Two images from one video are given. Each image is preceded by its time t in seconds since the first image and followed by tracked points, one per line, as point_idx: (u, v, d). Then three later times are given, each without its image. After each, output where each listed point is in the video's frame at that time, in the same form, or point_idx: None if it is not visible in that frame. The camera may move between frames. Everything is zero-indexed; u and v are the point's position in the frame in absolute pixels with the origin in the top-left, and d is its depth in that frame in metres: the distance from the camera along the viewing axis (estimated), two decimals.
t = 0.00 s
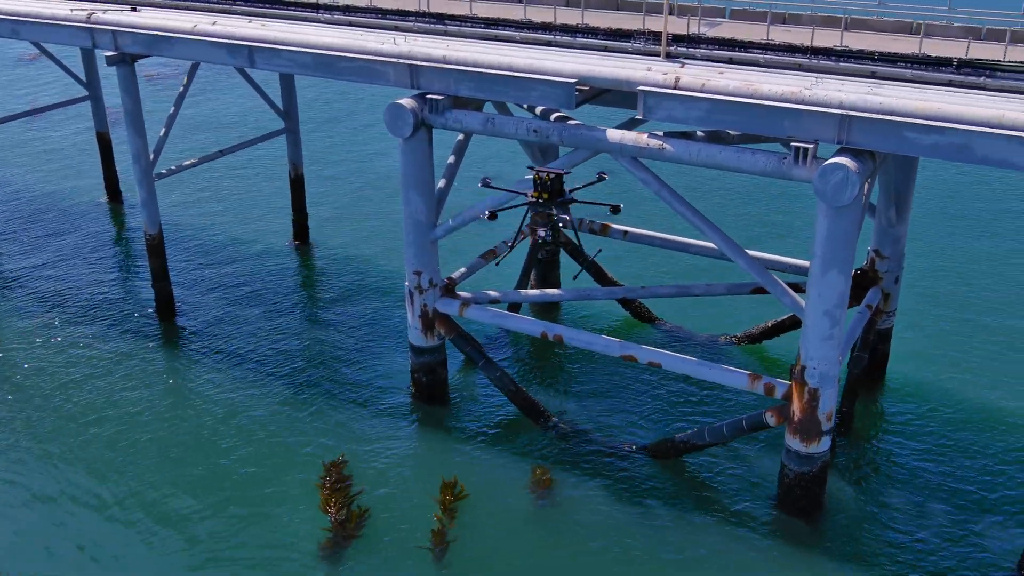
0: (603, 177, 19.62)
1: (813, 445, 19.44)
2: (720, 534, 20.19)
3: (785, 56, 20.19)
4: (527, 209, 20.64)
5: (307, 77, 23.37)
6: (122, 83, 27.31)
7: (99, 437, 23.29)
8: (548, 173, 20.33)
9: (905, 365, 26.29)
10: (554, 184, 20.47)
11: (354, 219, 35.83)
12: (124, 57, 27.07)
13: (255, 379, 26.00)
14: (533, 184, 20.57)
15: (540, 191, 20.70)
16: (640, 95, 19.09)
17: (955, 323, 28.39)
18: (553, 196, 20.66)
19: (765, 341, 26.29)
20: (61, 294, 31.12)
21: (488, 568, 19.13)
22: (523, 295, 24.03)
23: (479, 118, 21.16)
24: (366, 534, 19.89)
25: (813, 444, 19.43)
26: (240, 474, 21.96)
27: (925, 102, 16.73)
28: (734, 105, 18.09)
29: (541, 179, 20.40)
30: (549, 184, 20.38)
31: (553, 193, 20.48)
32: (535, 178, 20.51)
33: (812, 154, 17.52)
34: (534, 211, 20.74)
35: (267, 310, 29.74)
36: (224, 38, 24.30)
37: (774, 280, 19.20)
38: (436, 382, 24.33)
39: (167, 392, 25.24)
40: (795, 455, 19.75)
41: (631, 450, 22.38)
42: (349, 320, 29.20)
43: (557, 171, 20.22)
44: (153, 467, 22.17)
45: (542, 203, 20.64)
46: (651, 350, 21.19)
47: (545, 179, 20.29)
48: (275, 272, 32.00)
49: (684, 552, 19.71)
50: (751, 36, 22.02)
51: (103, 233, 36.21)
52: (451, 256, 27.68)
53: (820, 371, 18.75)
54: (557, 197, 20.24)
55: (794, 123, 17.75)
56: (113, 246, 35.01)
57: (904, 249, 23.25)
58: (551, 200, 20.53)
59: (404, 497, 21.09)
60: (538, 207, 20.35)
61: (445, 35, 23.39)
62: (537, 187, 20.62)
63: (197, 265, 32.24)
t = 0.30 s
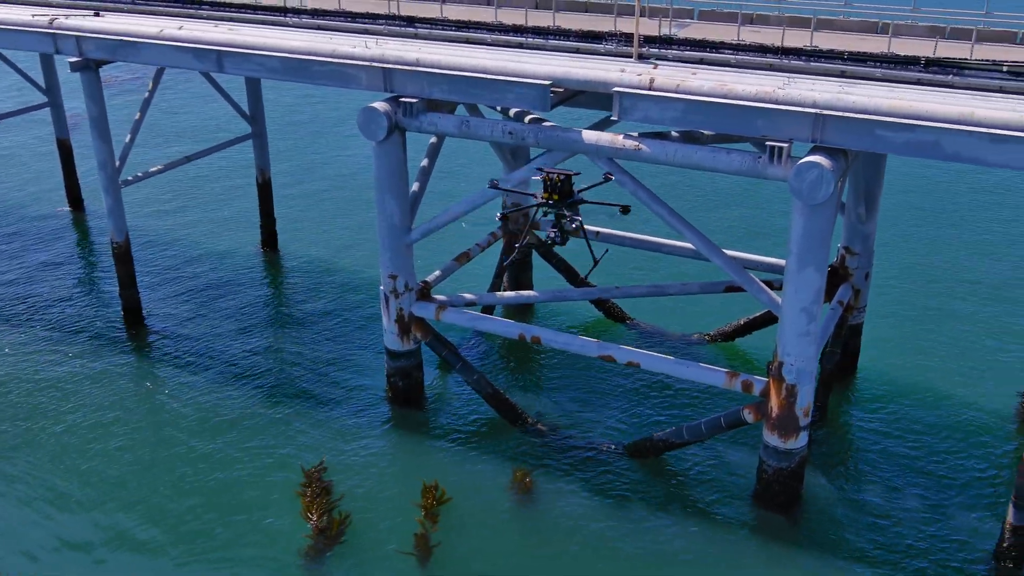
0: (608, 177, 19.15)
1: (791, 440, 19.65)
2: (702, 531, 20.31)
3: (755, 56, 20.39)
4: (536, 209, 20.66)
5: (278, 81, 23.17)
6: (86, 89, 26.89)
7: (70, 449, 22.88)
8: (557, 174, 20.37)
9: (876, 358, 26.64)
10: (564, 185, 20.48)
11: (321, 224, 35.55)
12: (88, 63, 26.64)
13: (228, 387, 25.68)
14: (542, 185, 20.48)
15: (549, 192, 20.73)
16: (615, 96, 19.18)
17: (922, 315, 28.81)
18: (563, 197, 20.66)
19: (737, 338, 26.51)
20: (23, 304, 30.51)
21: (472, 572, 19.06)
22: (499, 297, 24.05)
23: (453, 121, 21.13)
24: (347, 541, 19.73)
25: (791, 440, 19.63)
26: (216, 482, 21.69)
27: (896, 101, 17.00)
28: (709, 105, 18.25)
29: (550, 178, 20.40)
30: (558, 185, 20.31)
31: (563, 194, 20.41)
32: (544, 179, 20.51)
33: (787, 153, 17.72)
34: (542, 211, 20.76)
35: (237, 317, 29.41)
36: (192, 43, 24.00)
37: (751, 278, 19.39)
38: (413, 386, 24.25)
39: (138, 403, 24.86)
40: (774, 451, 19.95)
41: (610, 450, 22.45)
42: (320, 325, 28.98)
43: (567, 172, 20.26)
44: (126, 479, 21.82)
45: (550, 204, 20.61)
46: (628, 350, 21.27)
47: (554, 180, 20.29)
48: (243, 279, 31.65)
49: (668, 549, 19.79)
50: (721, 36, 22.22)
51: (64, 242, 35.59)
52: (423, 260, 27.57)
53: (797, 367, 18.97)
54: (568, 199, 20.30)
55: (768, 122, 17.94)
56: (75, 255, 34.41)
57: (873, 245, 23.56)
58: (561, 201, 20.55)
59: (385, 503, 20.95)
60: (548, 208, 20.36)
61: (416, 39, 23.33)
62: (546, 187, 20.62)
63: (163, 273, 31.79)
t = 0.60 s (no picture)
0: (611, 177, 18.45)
1: (770, 437, 19.85)
2: (685, 530, 20.40)
3: (727, 57, 20.57)
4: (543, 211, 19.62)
5: (248, 87, 22.94)
6: (50, 96, 26.41)
7: (41, 463, 22.44)
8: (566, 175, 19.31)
9: (847, 353, 26.97)
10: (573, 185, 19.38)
11: (289, 231, 35.24)
12: (52, 69, 26.16)
13: (201, 396, 25.35)
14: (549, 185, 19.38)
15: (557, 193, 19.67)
16: (591, 98, 19.23)
17: (891, 309, 29.19)
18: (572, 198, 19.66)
19: (711, 337, 26.70)
20: None
21: None
22: (475, 301, 24.00)
23: (429, 125, 21.08)
24: (330, 549, 19.55)
25: (770, 437, 19.83)
26: (194, 492, 21.40)
27: (868, 101, 17.28)
28: (685, 106, 18.38)
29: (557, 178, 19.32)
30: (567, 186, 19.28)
31: (571, 195, 19.39)
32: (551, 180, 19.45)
33: (763, 153, 17.91)
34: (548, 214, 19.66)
35: (207, 325, 29.04)
36: (159, 48, 23.67)
37: (727, 278, 19.58)
38: (390, 392, 24.14)
39: (109, 414, 24.44)
40: (752, 448, 20.14)
41: (590, 450, 22.50)
42: (292, 332, 28.71)
43: (575, 173, 19.31)
44: (101, 493, 21.44)
45: (559, 205, 19.48)
46: (607, 350, 21.34)
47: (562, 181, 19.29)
48: (212, 287, 31.27)
49: (651, 549, 19.88)
50: (692, 37, 22.38)
51: (26, 252, 34.90)
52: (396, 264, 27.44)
53: (775, 364, 19.15)
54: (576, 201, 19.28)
55: (743, 122, 18.11)
56: (38, 265, 33.77)
57: (844, 243, 23.89)
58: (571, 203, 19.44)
59: (367, 510, 20.81)
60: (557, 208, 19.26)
61: (387, 42, 23.23)
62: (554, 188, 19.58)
63: (130, 283, 31.31)
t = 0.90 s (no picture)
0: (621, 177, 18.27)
1: (750, 435, 20.03)
2: (667, 529, 20.52)
3: (700, 59, 20.72)
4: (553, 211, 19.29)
5: (219, 92, 22.69)
6: (13, 104, 25.92)
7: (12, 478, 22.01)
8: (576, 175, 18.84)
9: (819, 349, 27.30)
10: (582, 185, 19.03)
11: (257, 237, 34.92)
12: (16, 76, 25.67)
13: (174, 406, 25.02)
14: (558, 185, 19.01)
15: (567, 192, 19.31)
16: (567, 100, 19.25)
17: (860, 305, 29.58)
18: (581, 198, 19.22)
19: (685, 337, 26.87)
20: None
21: None
22: (451, 304, 23.92)
23: (404, 128, 20.99)
24: (313, 559, 19.41)
25: (749, 434, 20.02)
26: (171, 504, 21.12)
27: (842, 100, 17.47)
28: (661, 108, 18.50)
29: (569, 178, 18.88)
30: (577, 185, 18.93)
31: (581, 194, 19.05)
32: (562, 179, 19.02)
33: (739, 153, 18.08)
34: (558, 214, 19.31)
35: (177, 334, 28.67)
36: (127, 54, 23.32)
37: (705, 278, 19.76)
38: (367, 397, 24.02)
39: (81, 427, 24.03)
40: (732, 446, 20.31)
41: (569, 452, 22.55)
42: (265, 339, 28.43)
43: (586, 173, 18.83)
44: (75, 508, 21.08)
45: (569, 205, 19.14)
46: (585, 352, 21.38)
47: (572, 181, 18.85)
48: (181, 295, 30.88)
49: (634, 548, 19.99)
50: (664, 39, 22.51)
51: None
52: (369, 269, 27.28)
53: (754, 362, 19.30)
54: (587, 201, 18.90)
55: (720, 123, 18.26)
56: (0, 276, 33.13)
57: (815, 241, 24.20)
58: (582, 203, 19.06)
59: (348, 518, 20.68)
60: (567, 210, 18.86)
61: (359, 46, 23.11)
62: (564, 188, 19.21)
63: (97, 293, 30.82)
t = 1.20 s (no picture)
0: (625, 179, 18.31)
1: (729, 433, 20.17)
2: (649, 530, 20.61)
3: (673, 61, 20.83)
4: (561, 214, 19.21)
5: (190, 98, 22.38)
6: None
7: None
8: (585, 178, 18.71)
9: (792, 347, 27.57)
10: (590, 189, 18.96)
11: (224, 246, 34.54)
12: None
13: (147, 417, 24.65)
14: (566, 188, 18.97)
15: (574, 195, 19.22)
16: (544, 104, 19.25)
17: (830, 303, 29.92)
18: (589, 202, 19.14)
19: (659, 338, 27.02)
20: None
21: None
22: (427, 310, 23.81)
23: (379, 133, 20.89)
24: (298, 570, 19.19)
25: (728, 433, 20.16)
26: (149, 519, 20.80)
27: (816, 101, 17.68)
28: (638, 111, 18.60)
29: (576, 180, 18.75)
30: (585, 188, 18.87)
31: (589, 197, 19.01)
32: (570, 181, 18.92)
33: (716, 155, 18.24)
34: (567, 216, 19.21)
35: (147, 345, 28.25)
36: (94, 61, 22.91)
37: (684, 280, 19.93)
38: (344, 404, 23.85)
39: (51, 442, 23.56)
40: (711, 445, 20.44)
41: (549, 455, 22.58)
42: (236, 347, 28.10)
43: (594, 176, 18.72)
44: (50, 526, 20.66)
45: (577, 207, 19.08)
46: (564, 354, 21.39)
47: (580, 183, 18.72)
48: (148, 305, 30.43)
49: (617, 549, 20.04)
50: (636, 40, 22.63)
51: None
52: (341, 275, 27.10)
53: (733, 362, 19.44)
54: (595, 204, 18.80)
55: (696, 125, 18.40)
56: None
57: (787, 240, 24.46)
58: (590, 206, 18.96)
59: (331, 528, 20.52)
60: (574, 213, 18.88)
61: (331, 51, 22.95)
62: (572, 191, 19.13)
63: (63, 305, 30.26)
